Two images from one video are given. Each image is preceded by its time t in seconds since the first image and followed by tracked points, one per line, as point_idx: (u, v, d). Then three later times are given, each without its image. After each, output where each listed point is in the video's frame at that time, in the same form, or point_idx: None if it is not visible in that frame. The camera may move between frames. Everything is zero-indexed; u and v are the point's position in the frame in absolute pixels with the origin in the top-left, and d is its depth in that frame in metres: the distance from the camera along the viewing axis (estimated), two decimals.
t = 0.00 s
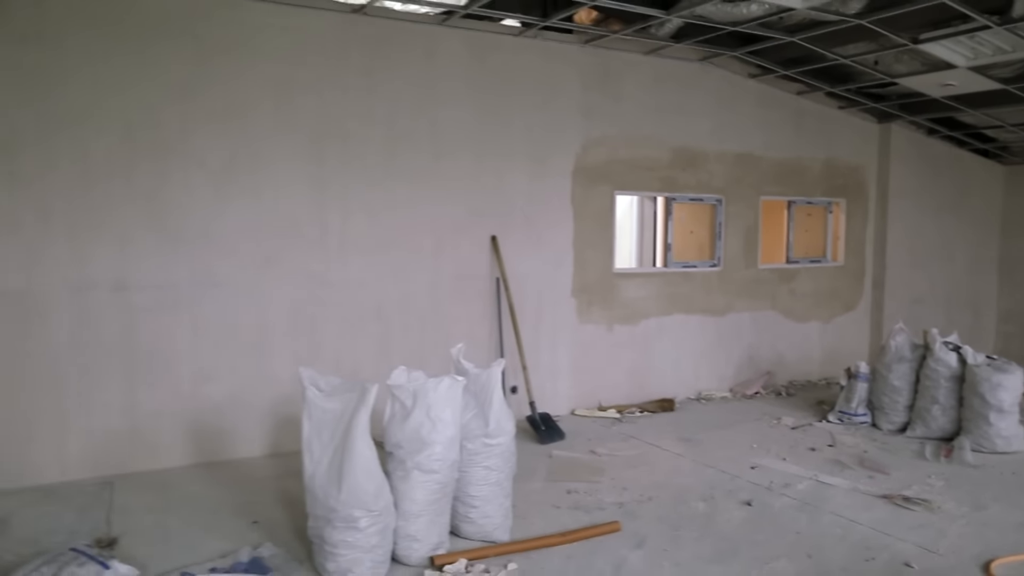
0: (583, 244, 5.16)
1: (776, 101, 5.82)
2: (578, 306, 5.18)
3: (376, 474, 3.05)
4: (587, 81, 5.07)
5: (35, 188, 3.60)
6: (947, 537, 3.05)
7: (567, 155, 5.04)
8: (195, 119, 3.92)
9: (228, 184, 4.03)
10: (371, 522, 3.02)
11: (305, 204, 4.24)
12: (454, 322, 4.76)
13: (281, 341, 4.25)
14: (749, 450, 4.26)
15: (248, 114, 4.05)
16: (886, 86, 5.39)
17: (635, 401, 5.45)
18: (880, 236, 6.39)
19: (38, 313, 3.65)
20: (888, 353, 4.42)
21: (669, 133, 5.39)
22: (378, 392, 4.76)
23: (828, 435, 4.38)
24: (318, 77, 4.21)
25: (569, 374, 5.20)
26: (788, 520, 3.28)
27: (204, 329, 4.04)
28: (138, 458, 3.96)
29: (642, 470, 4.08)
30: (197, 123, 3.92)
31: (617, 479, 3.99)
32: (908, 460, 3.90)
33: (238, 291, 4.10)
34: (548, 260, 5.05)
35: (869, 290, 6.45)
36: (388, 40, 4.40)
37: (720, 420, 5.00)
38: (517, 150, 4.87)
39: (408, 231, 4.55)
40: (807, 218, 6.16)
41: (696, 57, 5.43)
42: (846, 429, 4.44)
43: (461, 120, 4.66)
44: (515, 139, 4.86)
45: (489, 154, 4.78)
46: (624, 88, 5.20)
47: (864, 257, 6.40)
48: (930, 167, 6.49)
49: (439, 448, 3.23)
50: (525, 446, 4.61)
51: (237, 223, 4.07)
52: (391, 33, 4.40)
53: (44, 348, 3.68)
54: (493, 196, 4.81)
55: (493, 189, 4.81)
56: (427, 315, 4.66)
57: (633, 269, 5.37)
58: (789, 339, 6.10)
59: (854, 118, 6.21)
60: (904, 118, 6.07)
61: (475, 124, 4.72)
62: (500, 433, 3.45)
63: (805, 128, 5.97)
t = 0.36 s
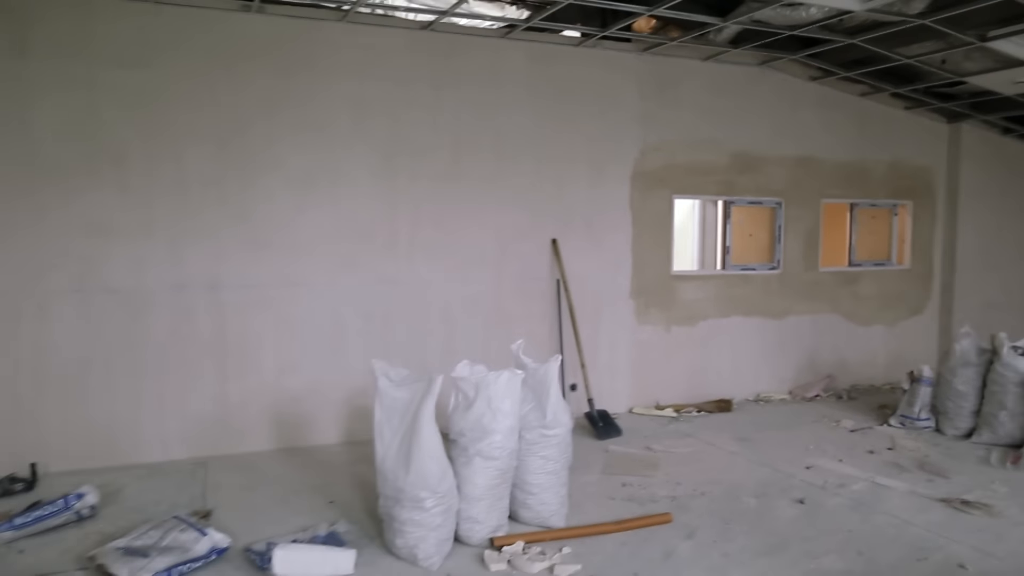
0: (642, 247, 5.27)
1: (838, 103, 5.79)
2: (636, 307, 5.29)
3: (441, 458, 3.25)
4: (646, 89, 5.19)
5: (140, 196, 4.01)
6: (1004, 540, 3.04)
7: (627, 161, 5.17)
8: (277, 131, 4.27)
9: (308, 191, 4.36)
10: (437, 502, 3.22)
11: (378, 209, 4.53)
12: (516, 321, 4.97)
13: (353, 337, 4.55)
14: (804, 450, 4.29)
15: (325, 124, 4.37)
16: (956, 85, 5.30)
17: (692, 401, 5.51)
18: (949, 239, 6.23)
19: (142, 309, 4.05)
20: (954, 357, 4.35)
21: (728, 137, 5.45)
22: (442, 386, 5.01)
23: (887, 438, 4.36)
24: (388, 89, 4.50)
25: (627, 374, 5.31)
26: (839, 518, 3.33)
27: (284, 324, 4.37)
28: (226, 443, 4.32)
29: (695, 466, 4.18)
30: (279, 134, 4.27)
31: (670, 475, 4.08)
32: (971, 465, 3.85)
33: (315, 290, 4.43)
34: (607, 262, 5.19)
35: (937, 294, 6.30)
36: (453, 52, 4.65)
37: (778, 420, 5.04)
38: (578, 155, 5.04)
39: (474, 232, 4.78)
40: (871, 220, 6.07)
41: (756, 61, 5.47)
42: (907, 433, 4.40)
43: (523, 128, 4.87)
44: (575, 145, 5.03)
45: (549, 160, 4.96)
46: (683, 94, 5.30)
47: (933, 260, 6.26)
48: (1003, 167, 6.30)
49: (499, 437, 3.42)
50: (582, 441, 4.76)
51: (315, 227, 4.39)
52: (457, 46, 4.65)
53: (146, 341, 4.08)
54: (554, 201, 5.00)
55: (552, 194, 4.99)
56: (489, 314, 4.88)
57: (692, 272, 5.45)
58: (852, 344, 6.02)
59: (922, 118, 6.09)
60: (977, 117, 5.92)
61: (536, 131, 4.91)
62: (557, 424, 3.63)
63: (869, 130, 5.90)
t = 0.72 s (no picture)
0: (698, 247, 5.30)
1: (903, 99, 5.66)
2: (693, 307, 5.33)
3: (496, 447, 3.41)
4: (704, 90, 5.21)
5: (219, 199, 4.34)
6: None
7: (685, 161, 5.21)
8: (346, 136, 4.53)
9: (375, 193, 4.61)
10: (492, 489, 3.39)
11: (440, 210, 4.74)
12: (571, 319, 5.09)
13: (416, 333, 4.78)
14: (861, 452, 4.26)
15: (392, 129, 4.61)
16: None
17: (749, 402, 5.51)
18: None
19: (222, 303, 4.39)
20: None
21: (789, 136, 5.41)
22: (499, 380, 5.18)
23: (951, 444, 4.30)
24: (450, 94, 4.70)
25: (683, 373, 5.36)
26: (893, 520, 3.32)
27: (350, 319, 4.64)
28: (297, 429, 4.62)
29: (746, 465, 4.21)
30: (349, 139, 4.54)
31: (722, 472, 4.13)
32: None
33: (380, 287, 4.68)
34: (664, 262, 5.25)
35: (1012, 296, 6.08)
36: (513, 57, 4.81)
37: (837, 422, 5.00)
38: (636, 156, 5.12)
39: (531, 232, 4.94)
40: (940, 220, 5.91)
41: (818, 58, 5.41)
42: (972, 439, 4.33)
43: (580, 130, 4.99)
44: (632, 146, 5.11)
45: (607, 161, 5.06)
46: (743, 93, 5.29)
47: (1007, 261, 6.04)
48: None
49: (552, 429, 3.56)
50: (635, 437, 4.85)
51: (380, 227, 4.64)
52: (517, 51, 4.81)
53: (226, 333, 4.41)
54: (610, 201, 5.09)
55: (609, 195, 5.09)
56: (546, 311, 5.03)
57: (751, 271, 5.44)
58: (919, 347, 5.88)
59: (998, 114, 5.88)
60: None
61: (593, 132, 5.02)
62: (609, 419, 3.73)
63: (939, 127, 5.75)
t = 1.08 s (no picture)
0: (749, 246, 5.29)
1: (964, 98, 5.54)
2: (743, 306, 5.31)
3: (545, 438, 3.50)
4: (758, 91, 5.20)
5: (278, 197, 4.53)
6: None
7: (736, 160, 5.21)
8: (401, 138, 4.68)
9: (429, 191, 4.75)
10: (540, 479, 3.47)
11: (491, 208, 4.85)
12: (620, 316, 5.14)
13: (467, 327, 4.89)
14: (914, 453, 4.21)
15: (446, 130, 4.75)
16: None
17: (800, 401, 5.46)
18: None
19: (279, 297, 4.58)
20: None
21: (844, 135, 5.35)
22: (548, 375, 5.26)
23: (1008, 447, 4.22)
24: (504, 95, 4.81)
25: (733, 371, 5.34)
26: (942, 518, 3.30)
27: (403, 314, 4.78)
28: (349, 419, 4.79)
29: (794, 462, 4.20)
30: (405, 138, 4.69)
31: (770, 469, 4.13)
32: None
33: (432, 282, 4.81)
34: (713, 261, 5.25)
35: None
36: (565, 59, 4.89)
37: (890, 422, 4.92)
38: (687, 155, 5.14)
39: (581, 231, 5.01)
40: (1002, 220, 5.76)
41: (874, 58, 5.34)
42: None
43: (631, 130, 5.03)
44: (683, 147, 5.13)
45: (658, 160, 5.09)
46: (796, 93, 5.26)
47: None
48: None
49: (600, 421, 3.62)
50: (683, 434, 4.86)
51: (434, 223, 4.78)
52: (570, 53, 4.89)
53: (285, 326, 4.60)
54: (660, 200, 5.12)
55: (660, 194, 5.12)
56: (595, 309, 5.09)
57: (803, 271, 5.40)
58: (977, 349, 5.74)
59: None
60: None
61: (644, 132, 5.06)
62: (656, 413, 3.78)
63: (1000, 126, 5.62)
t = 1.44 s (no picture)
0: (793, 246, 5.30)
1: (1015, 98, 5.48)
2: (786, 307, 5.33)
3: (586, 430, 3.60)
4: (802, 92, 5.23)
5: (327, 198, 4.74)
6: None
7: (780, 161, 5.24)
8: (447, 141, 4.86)
9: (473, 193, 4.92)
10: (581, 469, 3.58)
11: (534, 209, 4.99)
12: (661, 316, 5.21)
13: (510, 323, 5.04)
14: (959, 453, 4.21)
15: (492, 132, 4.91)
16: None
17: (844, 402, 5.45)
18: None
19: (329, 293, 4.79)
20: None
21: (890, 136, 5.34)
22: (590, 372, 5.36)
23: None
24: (548, 98, 4.95)
25: (775, 371, 5.36)
26: (984, 515, 3.32)
27: (449, 309, 4.95)
28: (396, 411, 4.97)
29: (835, 460, 4.22)
30: (452, 140, 4.86)
31: (811, 466, 4.16)
32: None
33: (478, 281, 4.96)
34: (756, 262, 5.28)
35: None
36: (609, 63, 5.00)
37: (936, 424, 4.89)
38: (730, 157, 5.19)
39: (624, 231, 5.10)
40: None
41: (923, 59, 5.31)
42: None
43: (674, 132, 5.11)
44: (726, 149, 5.18)
45: (701, 161, 5.15)
46: (841, 95, 5.27)
47: None
48: None
49: (640, 415, 3.71)
50: (724, 431, 4.91)
51: (480, 222, 4.93)
52: (614, 57, 5.00)
53: (337, 320, 4.81)
54: (702, 201, 5.18)
55: (702, 195, 5.18)
56: (636, 308, 5.17)
57: (848, 271, 5.38)
58: None
59: None
60: None
61: (687, 134, 5.13)
62: (696, 408, 3.85)
63: None
